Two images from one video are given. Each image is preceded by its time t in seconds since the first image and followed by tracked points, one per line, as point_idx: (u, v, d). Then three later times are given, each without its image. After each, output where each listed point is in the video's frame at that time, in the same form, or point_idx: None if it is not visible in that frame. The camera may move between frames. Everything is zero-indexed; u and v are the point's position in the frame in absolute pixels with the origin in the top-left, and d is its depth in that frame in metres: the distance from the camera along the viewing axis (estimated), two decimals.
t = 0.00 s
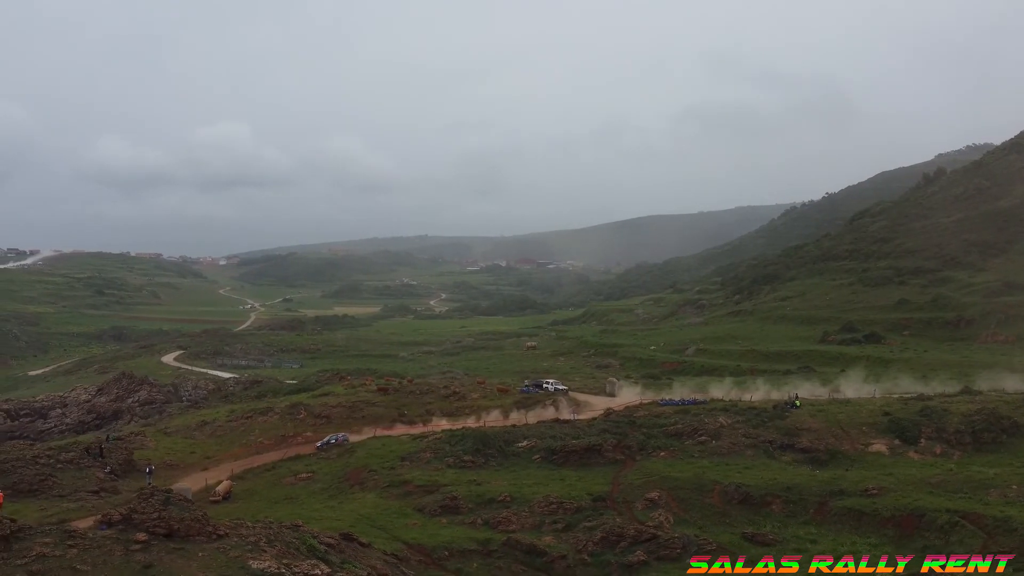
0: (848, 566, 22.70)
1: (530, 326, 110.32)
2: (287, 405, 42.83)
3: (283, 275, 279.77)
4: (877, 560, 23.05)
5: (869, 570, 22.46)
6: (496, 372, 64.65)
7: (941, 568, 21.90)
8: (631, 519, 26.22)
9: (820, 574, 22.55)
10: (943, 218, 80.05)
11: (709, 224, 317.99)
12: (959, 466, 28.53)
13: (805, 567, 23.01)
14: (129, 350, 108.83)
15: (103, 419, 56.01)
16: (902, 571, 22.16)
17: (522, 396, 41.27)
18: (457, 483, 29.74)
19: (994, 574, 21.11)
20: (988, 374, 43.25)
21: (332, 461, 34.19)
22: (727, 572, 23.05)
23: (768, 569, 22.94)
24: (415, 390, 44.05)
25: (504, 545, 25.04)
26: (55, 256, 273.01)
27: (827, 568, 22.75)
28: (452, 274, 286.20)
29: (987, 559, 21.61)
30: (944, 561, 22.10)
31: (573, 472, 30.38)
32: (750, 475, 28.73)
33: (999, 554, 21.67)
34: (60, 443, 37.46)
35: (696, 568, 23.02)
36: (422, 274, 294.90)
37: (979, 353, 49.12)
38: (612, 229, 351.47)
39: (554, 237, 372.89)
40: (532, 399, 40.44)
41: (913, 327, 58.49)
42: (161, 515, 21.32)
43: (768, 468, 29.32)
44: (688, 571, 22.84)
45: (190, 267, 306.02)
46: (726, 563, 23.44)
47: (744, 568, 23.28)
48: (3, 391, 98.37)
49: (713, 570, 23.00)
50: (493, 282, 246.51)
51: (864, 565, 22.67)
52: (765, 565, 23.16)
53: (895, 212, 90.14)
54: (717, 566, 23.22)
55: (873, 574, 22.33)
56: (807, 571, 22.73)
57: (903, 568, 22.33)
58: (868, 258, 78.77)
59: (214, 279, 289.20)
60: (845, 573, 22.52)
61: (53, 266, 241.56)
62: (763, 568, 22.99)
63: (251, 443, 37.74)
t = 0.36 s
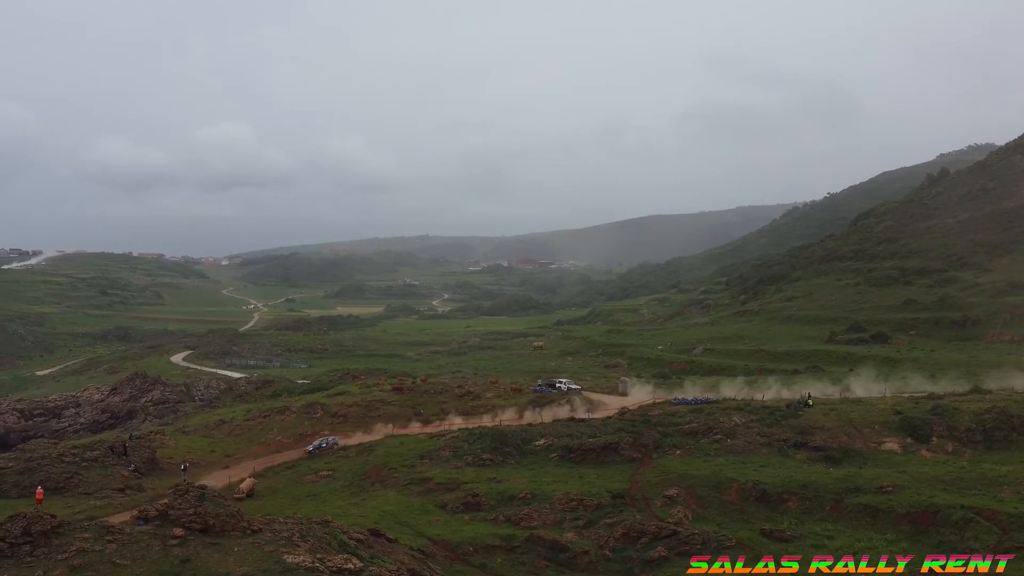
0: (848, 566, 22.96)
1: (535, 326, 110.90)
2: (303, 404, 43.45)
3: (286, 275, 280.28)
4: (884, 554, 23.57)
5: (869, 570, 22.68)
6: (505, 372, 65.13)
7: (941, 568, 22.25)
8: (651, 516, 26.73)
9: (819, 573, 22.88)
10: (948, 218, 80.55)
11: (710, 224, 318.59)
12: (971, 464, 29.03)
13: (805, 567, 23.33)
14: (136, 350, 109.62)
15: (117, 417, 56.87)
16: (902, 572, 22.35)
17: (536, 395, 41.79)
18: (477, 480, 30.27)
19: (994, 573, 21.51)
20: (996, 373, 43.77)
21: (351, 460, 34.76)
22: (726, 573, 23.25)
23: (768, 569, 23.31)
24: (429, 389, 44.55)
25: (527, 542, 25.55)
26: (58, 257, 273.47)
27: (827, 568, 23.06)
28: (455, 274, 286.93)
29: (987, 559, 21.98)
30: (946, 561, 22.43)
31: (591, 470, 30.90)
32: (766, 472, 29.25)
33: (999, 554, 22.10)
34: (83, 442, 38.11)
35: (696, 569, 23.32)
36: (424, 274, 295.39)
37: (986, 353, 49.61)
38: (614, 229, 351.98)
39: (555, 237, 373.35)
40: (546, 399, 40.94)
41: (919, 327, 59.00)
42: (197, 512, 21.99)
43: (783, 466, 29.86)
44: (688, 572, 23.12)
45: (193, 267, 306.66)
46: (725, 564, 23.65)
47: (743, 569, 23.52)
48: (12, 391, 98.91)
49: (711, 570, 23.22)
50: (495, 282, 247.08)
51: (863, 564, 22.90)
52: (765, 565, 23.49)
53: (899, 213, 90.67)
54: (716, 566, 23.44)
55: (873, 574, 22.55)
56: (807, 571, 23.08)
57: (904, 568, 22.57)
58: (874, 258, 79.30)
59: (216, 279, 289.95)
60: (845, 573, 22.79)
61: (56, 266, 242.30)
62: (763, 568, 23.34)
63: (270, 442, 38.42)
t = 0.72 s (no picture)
0: (848, 566, 23.24)
1: (541, 326, 111.51)
2: (318, 403, 44.10)
3: (289, 275, 280.85)
4: (885, 554, 23.69)
5: (869, 570, 22.92)
6: (514, 371, 65.57)
7: (941, 568, 22.48)
8: (669, 513, 27.21)
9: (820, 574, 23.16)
10: (952, 219, 81.04)
11: (712, 224, 319.01)
12: (982, 462, 29.54)
13: (805, 566, 23.72)
14: (144, 350, 110.24)
15: (131, 418, 58.58)
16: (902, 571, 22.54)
17: (548, 394, 42.28)
18: (495, 477, 30.76)
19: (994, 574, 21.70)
20: (1003, 372, 44.24)
21: (369, 458, 35.34)
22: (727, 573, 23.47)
23: (769, 569, 23.61)
24: (442, 389, 45.02)
25: (548, 537, 26.03)
26: (61, 257, 273.98)
27: (828, 567, 23.34)
28: (457, 274, 287.40)
29: (988, 561, 22.17)
30: (946, 562, 22.71)
31: (608, 468, 31.40)
32: (780, 470, 29.76)
33: (1000, 556, 22.21)
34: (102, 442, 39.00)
35: (696, 569, 23.65)
36: (426, 274, 295.85)
37: (992, 352, 50.10)
38: (616, 229, 352.24)
39: (557, 237, 373.70)
40: (559, 398, 41.43)
41: (926, 327, 59.49)
42: (229, 507, 22.76)
43: (797, 464, 30.35)
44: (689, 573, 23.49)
45: (196, 267, 307.10)
46: (726, 563, 23.87)
47: (744, 569, 23.74)
48: (21, 391, 99.45)
49: (712, 570, 23.50)
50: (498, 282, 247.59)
51: (864, 565, 23.17)
52: (765, 565, 23.84)
53: (904, 213, 91.13)
54: (717, 565, 23.70)
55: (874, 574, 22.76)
56: (807, 570, 23.43)
57: (904, 568, 22.67)
58: (879, 258, 79.79)
59: (219, 279, 290.44)
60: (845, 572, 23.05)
61: (60, 266, 242.65)
62: (764, 568, 23.62)
63: (287, 440, 39.12)
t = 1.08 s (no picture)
0: (848, 566, 23.56)
1: (546, 327, 112.14)
2: (332, 403, 44.83)
3: (291, 275, 281.60)
4: (885, 553, 24.06)
5: (870, 570, 23.25)
6: (522, 371, 66.06)
7: (941, 568, 22.73)
8: (685, 510, 27.71)
9: (820, 573, 23.52)
10: (957, 220, 81.51)
11: (714, 224, 319.53)
12: (992, 460, 29.99)
13: (806, 567, 24.04)
14: (151, 350, 110.94)
15: (144, 417, 62.15)
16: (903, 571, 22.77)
17: (560, 394, 42.76)
18: (512, 476, 31.27)
19: (993, 573, 22.00)
20: (1009, 373, 44.71)
21: (385, 457, 35.93)
22: (728, 571, 23.84)
23: (769, 568, 23.87)
24: (454, 389, 45.47)
25: (566, 534, 26.51)
26: (64, 257, 274.67)
27: (827, 567, 23.71)
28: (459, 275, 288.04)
29: (987, 561, 22.56)
30: (945, 562, 22.97)
31: (622, 466, 31.90)
32: (793, 468, 30.23)
33: (1000, 555, 22.66)
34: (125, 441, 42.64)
35: (696, 568, 24.05)
36: (428, 275, 296.33)
37: (998, 353, 50.57)
38: (618, 229, 352.71)
39: (559, 237, 374.29)
40: (571, 398, 41.88)
41: (931, 327, 60.07)
42: (259, 504, 23.82)
43: (809, 463, 30.85)
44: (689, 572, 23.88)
45: (198, 268, 307.43)
46: (726, 563, 24.19)
47: (745, 568, 24.04)
48: (29, 391, 100.13)
49: (713, 570, 23.87)
50: (500, 282, 248.25)
51: (864, 565, 23.51)
52: (766, 564, 24.06)
53: (908, 214, 91.62)
54: (718, 565, 24.05)
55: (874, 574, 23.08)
56: (808, 570, 23.75)
57: (903, 568, 23.03)
58: (884, 259, 80.28)
59: (221, 279, 291.07)
60: (845, 572, 23.37)
61: (64, 267, 243.22)
62: (764, 567, 23.89)
63: (303, 439, 39.84)
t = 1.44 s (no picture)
0: (848, 566, 23.83)
1: (551, 325, 112.61)
2: (346, 402, 45.43)
3: (295, 274, 282.24)
4: (885, 553, 24.31)
5: (869, 570, 23.54)
6: (530, 370, 66.50)
7: (941, 567, 22.91)
8: (700, 506, 28.21)
9: (819, 573, 23.76)
10: (961, 220, 81.82)
11: (717, 223, 319.63)
12: (1001, 458, 30.38)
13: (806, 567, 24.23)
14: (159, 349, 111.64)
15: (157, 415, 63.37)
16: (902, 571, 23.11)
17: (572, 392, 43.26)
18: (528, 473, 31.79)
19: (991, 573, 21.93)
20: (1016, 371, 45.10)
21: (401, 454, 36.48)
22: (727, 572, 24.12)
23: (769, 568, 23.99)
24: (467, 387, 45.97)
25: (584, 529, 27.02)
26: (68, 256, 275.35)
27: (827, 567, 23.93)
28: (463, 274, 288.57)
29: (987, 561, 22.27)
30: (945, 562, 23.16)
31: (636, 463, 32.41)
32: (805, 466, 30.71)
33: (999, 555, 22.26)
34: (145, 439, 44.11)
35: (696, 568, 24.44)
36: (431, 274, 296.75)
37: (1004, 352, 50.93)
38: (621, 229, 352.81)
39: (562, 236, 374.63)
40: (582, 396, 42.38)
41: (937, 327, 60.42)
42: (285, 499, 24.79)
43: (821, 460, 31.29)
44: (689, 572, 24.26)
45: (201, 268, 307.93)
46: (726, 563, 24.49)
47: (744, 567, 24.24)
48: (38, 390, 100.90)
49: (712, 570, 24.23)
50: (503, 281, 248.48)
51: (864, 565, 23.79)
52: (766, 564, 24.17)
53: (913, 214, 91.90)
54: (718, 565, 24.35)
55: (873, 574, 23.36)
56: (807, 570, 23.95)
57: (903, 567, 23.34)
58: (889, 259, 80.62)
59: (225, 278, 291.79)
60: (844, 572, 23.64)
61: (68, 266, 243.90)
62: (764, 567, 24.02)
63: (319, 437, 40.51)
